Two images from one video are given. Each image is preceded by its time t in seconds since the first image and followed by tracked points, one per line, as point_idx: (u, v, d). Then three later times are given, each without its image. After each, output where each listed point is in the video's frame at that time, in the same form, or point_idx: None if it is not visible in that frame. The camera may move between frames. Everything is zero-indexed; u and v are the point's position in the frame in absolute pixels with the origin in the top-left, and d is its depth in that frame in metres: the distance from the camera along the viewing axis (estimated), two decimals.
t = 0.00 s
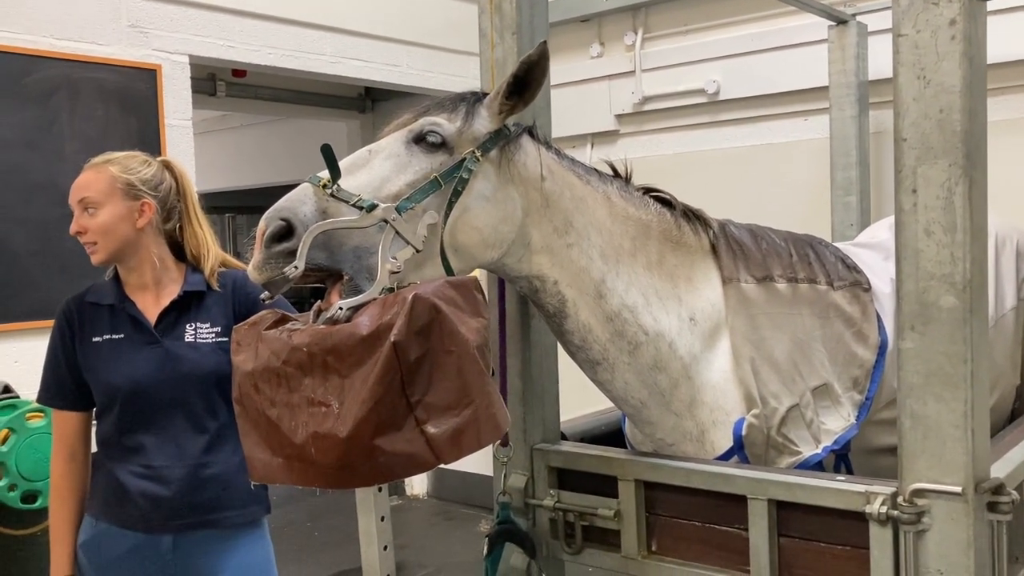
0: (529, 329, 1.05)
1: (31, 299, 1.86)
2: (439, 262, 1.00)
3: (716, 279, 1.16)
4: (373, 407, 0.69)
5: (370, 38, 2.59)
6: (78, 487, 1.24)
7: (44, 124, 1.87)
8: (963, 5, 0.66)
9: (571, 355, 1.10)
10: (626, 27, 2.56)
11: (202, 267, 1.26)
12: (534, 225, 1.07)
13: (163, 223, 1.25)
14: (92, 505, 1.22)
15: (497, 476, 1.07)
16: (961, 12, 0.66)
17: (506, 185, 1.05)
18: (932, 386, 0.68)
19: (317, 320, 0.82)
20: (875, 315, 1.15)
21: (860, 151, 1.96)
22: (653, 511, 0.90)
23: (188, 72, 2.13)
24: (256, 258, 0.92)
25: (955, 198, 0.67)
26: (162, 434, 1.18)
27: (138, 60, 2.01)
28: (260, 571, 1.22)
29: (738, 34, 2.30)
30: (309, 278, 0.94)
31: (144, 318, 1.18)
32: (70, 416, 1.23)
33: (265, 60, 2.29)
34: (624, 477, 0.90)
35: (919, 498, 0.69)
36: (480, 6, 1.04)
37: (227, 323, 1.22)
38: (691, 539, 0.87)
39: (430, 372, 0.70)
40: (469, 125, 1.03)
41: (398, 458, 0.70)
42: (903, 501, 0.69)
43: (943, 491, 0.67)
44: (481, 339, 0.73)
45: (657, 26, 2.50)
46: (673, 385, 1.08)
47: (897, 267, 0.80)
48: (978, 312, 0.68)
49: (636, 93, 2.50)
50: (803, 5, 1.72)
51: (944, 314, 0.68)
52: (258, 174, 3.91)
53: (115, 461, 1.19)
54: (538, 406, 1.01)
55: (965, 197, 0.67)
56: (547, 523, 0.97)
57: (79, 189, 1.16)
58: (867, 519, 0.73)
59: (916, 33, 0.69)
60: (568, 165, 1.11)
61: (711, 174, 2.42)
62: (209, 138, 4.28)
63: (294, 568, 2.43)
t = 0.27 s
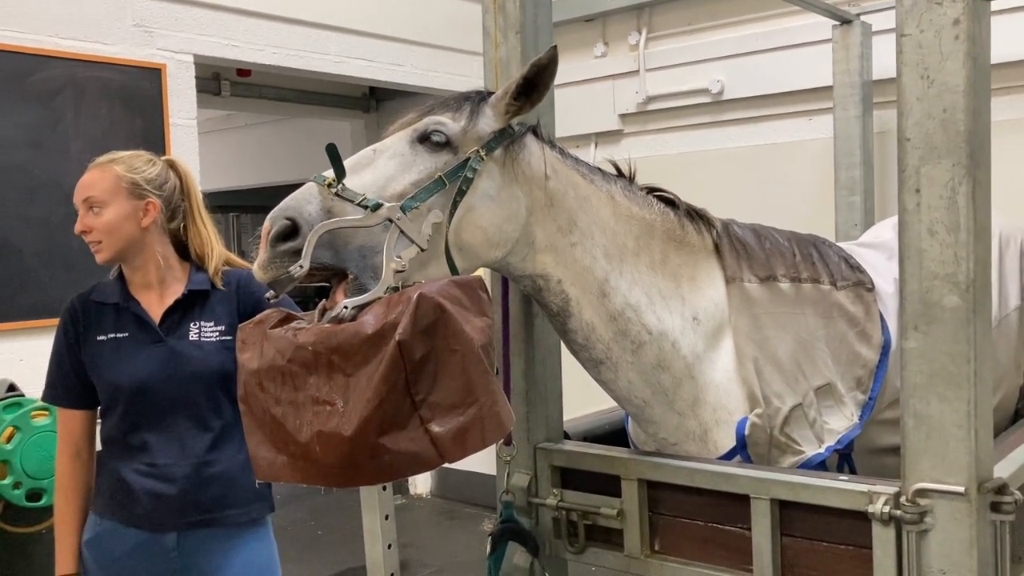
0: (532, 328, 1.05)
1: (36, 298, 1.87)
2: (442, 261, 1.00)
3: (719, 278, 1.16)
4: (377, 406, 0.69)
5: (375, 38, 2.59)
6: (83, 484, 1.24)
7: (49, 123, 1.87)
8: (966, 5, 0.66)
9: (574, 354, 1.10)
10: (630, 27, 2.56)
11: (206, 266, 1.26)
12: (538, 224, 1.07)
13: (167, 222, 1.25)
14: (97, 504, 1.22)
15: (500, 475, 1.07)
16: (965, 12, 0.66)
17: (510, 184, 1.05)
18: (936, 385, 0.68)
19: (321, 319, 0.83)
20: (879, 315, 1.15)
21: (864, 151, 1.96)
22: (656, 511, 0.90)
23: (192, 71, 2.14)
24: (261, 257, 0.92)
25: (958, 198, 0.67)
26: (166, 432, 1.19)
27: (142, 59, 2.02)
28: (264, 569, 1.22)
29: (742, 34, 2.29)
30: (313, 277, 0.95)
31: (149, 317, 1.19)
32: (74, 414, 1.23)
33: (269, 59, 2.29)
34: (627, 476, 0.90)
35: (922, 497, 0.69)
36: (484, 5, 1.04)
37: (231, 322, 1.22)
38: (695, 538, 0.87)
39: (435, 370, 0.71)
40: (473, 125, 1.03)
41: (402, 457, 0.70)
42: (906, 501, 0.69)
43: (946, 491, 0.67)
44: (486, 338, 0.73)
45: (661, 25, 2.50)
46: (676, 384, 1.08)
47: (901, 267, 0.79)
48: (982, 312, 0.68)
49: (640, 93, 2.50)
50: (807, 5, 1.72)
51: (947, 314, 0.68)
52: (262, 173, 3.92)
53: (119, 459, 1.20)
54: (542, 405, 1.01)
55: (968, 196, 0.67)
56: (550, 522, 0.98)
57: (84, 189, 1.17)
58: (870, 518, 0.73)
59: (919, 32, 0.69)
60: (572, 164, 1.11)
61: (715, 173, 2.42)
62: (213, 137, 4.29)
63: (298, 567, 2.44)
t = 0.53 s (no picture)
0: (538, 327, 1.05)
1: (43, 297, 1.87)
2: (448, 260, 1.00)
3: (725, 278, 1.16)
4: (382, 405, 0.69)
5: (381, 38, 2.59)
6: (90, 483, 1.25)
7: (56, 122, 1.88)
8: (975, 4, 0.66)
9: (579, 355, 1.10)
10: (637, 27, 2.56)
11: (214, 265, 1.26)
12: (544, 223, 1.07)
13: (174, 221, 1.25)
14: (103, 502, 1.22)
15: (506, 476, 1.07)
16: (973, 11, 0.66)
17: (516, 184, 1.05)
18: (943, 387, 0.68)
19: (326, 318, 0.82)
20: (885, 314, 1.14)
21: (872, 151, 1.95)
22: (661, 511, 0.90)
23: (199, 71, 2.14)
24: (267, 256, 0.93)
25: (966, 198, 0.67)
26: (172, 431, 1.19)
27: (149, 58, 2.03)
28: (270, 568, 1.22)
29: (750, 34, 2.29)
30: (319, 276, 0.95)
31: (155, 316, 1.19)
32: (81, 412, 1.24)
33: (276, 59, 2.30)
34: (632, 476, 0.90)
35: (929, 499, 0.69)
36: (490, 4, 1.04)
37: (236, 321, 1.22)
38: (700, 539, 0.87)
39: (439, 370, 0.71)
40: (479, 124, 1.03)
41: (407, 457, 0.70)
42: (913, 502, 0.69)
43: (953, 492, 0.67)
44: (491, 337, 0.73)
45: (667, 25, 2.49)
46: (682, 384, 1.08)
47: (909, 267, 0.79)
48: (990, 313, 0.68)
49: (647, 92, 2.50)
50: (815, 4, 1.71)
51: (954, 314, 0.68)
52: (269, 173, 3.93)
53: (125, 458, 1.20)
54: (547, 405, 1.01)
55: (976, 196, 0.66)
56: (555, 522, 0.98)
57: (91, 187, 1.17)
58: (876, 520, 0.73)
59: (927, 32, 0.68)
60: (577, 164, 1.11)
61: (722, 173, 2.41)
62: (220, 137, 4.30)
63: (303, 566, 2.44)
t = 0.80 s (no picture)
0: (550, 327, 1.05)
1: (56, 295, 1.88)
2: (459, 260, 1.00)
3: (737, 278, 1.15)
4: (394, 403, 0.70)
5: (393, 37, 2.60)
6: (103, 480, 1.26)
7: (69, 121, 1.89)
8: (990, 3, 0.65)
9: (590, 355, 1.10)
10: (649, 26, 2.56)
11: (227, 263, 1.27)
12: (555, 223, 1.07)
13: (188, 220, 1.26)
14: (116, 499, 1.23)
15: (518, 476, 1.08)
16: (988, 10, 0.65)
17: (528, 183, 1.05)
18: (957, 387, 0.68)
19: (337, 317, 0.83)
20: (898, 315, 1.13)
21: (884, 151, 1.94)
22: (672, 511, 0.90)
23: (211, 70, 2.15)
24: (279, 255, 0.93)
25: (980, 198, 0.66)
26: (185, 428, 1.20)
27: (162, 57, 2.04)
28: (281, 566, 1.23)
29: (762, 33, 2.28)
30: (331, 275, 0.95)
31: (169, 313, 1.20)
32: (95, 409, 1.25)
33: (287, 58, 2.31)
34: (643, 476, 0.90)
35: (941, 500, 0.68)
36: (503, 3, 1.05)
37: (249, 319, 1.22)
38: (711, 539, 0.87)
39: (450, 368, 0.71)
40: (491, 124, 1.03)
41: (419, 455, 0.70)
42: (925, 503, 0.69)
43: (966, 494, 0.67)
44: (502, 336, 0.73)
45: (679, 24, 2.49)
46: (693, 384, 1.08)
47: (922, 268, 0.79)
48: (1004, 313, 0.67)
49: (658, 92, 2.49)
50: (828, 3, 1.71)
51: (968, 315, 0.67)
52: (280, 172, 3.94)
53: (139, 455, 1.21)
54: (558, 404, 1.02)
55: (991, 196, 0.66)
56: (566, 522, 0.98)
57: (107, 185, 1.17)
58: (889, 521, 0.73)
59: (942, 31, 0.68)
60: (588, 165, 1.11)
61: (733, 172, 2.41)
62: (232, 136, 4.32)
63: (313, 564, 2.45)
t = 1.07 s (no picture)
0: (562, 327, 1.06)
1: (72, 294, 1.90)
2: (471, 260, 1.00)
3: (750, 279, 1.15)
4: (406, 403, 0.70)
5: (406, 38, 2.60)
6: (118, 477, 1.27)
7: (85, 120, 1.91)
8: (1007, 3, 0.65)
9: (602, 355, 1.10)
10: (661, 26, 2.55)
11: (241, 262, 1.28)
12: (568, 224, 1.07)
13: (203, 219, 1.27)
14: (131, 496, 1.24)
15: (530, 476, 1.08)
16: (1005, 10, 0.65)
17: (540, 184, 1.05)
18: (971, 390, 0.67)
19: (350, 316, 0.83)
20: (912, 316, 1.12)
21: (898, 152, 1.93)
22: (684, 512, 0.90)
23: (225, 70, 2.16)
24: (292, 254, 0.94)
25: (996, 199, 0.66)
26: (199, 427, 1.20)
27: (176, 57, 2.05)
28: (294, 564, 1.23)
29: (776, 33, 2.27)
30: (344, 274, 0.96)
31: (183, 311, 1.21)
32: (110, 407, 1.26)
33: (301, 58, 2.32)
34: (655, 476, 0.90)
35: (955, 503, 0.68)
36: (516, 4, 1.05)
37: (263, 318, 1.23)
38: (723, 540, 0.87)
39: (463, 368, 0.71)
40: (505, 124, 1.03)
41: (431, 454, 0.71)
42: (939, 506, 0.68)
43: (981, 496, 0.66)
44: (514, 336, 0.73)
45: (692, 24, 2.48)
46: (706, 385, 1.08)
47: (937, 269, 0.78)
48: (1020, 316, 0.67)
49: (670, 92, 2.49)
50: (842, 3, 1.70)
51: (983, 317, 0.67)
52: (293, 172, 3.96)
53: (153, 453, 1.22)
54: (570, 405, 1.02)
55: (1007, 197, 0.66)
56: (577, 522, 0.98)
57: (123, 184, 1.18)
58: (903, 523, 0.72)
59: (958, 31, 0.68)
60: (601, 165, 1.11)
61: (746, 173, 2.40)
62: (245, 135, 4.34)
63: (324, 562, 2.46)
